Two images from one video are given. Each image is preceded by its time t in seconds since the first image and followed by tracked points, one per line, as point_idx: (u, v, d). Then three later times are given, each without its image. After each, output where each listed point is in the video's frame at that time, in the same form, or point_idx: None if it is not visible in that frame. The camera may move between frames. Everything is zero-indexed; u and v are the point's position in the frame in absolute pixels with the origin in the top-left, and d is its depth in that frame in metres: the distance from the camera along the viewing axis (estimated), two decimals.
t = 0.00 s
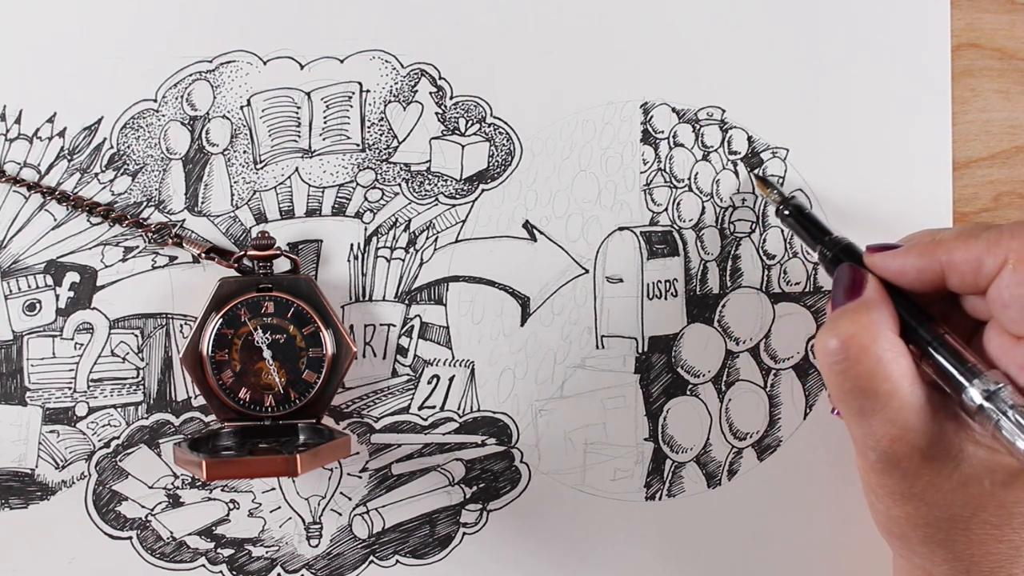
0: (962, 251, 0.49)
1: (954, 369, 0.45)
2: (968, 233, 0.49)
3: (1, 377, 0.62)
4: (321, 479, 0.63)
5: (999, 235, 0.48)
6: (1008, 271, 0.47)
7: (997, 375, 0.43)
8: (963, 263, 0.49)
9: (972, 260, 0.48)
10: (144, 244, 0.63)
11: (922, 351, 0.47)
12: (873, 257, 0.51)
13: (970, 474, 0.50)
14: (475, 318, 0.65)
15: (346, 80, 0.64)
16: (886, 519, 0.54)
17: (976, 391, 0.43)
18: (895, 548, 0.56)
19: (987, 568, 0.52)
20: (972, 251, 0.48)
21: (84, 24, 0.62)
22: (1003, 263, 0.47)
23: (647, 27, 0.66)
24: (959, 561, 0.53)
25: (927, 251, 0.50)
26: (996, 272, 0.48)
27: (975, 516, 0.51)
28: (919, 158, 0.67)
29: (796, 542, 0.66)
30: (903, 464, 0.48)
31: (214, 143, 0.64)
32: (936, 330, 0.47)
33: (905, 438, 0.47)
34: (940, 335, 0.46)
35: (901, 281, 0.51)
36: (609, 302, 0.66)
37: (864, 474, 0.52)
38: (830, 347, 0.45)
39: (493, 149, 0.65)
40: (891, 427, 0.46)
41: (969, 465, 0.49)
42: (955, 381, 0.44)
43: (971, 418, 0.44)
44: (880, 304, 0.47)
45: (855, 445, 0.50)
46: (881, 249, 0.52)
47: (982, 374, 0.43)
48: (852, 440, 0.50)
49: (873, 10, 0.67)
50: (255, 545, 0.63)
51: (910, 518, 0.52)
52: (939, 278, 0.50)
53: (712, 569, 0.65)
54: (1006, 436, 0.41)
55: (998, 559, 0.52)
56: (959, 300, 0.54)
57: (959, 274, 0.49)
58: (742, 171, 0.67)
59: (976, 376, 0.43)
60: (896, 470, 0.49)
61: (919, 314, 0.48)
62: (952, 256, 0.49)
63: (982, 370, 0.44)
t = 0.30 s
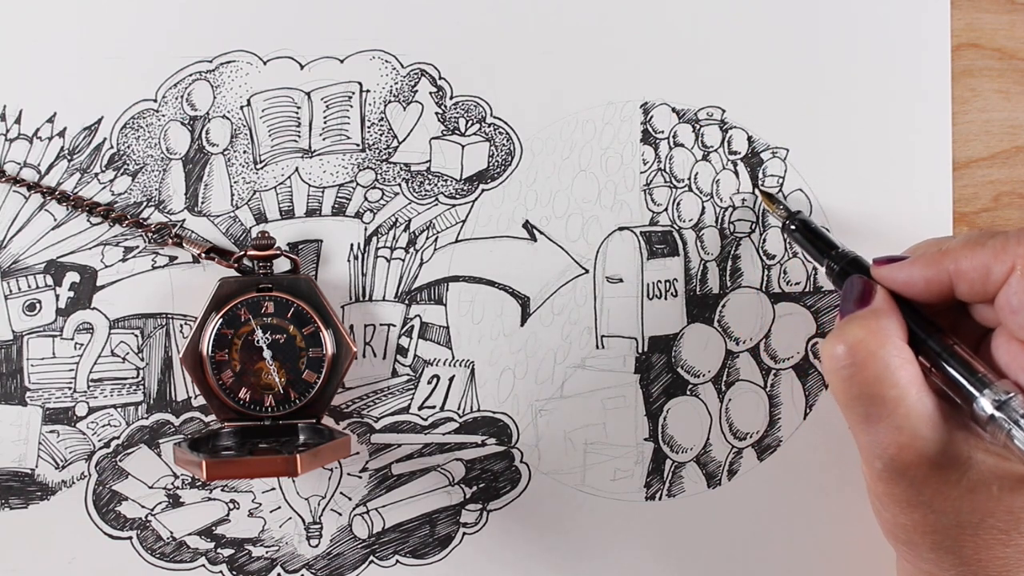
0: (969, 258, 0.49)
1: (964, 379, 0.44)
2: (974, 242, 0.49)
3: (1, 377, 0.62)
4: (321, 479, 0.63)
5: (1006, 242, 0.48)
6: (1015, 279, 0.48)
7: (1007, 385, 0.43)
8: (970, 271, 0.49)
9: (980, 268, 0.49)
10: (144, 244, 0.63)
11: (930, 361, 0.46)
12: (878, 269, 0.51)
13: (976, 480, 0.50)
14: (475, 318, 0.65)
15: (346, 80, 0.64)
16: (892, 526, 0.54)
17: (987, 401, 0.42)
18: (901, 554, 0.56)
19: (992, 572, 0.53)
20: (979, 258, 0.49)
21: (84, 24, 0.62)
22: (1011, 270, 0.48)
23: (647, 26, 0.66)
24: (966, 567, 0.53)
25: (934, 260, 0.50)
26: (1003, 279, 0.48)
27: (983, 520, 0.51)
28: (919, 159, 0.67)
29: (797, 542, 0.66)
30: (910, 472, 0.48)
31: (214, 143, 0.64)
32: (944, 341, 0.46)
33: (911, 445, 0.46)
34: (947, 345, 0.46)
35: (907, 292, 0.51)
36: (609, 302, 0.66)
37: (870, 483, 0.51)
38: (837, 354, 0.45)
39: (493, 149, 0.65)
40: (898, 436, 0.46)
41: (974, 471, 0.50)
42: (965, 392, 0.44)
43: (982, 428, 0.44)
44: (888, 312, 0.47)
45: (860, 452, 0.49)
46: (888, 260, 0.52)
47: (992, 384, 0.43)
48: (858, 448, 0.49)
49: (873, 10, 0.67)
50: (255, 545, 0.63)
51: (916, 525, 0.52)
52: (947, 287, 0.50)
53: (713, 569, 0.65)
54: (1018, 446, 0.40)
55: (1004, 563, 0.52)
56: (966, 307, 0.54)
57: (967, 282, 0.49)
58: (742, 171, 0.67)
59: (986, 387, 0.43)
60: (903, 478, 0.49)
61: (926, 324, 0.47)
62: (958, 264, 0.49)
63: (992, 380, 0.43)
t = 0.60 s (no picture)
0: (969, 284, 0.49)
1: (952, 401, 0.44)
2: (976, 267, 0.49)
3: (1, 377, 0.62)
4: (321, 479, 0.63)
5: (1008, 270, 0.47)
6: (1012, 309, 0.47)
7: (993, 410, 0.43)
8: (971, 297, 0.49)
9: (980, 294, 0.48)
10: (144, 244, 0.63)
11: (920, 383, 0.46)
12: (882, 289, 0.51)
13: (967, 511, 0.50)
14: (475, 318, 0.65)
15: (346, 80, 0.64)
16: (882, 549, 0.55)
17: (972, 425, 0.42)
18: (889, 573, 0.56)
19: None
20: (980, 285, 0.48)
21: (83, 24, 0.62)
22: (1011, 298, 0.47)
23: (647, 26, 0.66)
24: None
25: (934, 284, 0.50)
26: (1003, 308, 0.48)
27: (970, 552, 0.52)
28: (919, 159, 0.67)
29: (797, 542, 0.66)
30: (901, 497, 0.49)
31: (214, 143, 0.64)
32: (935, 362, 0.46)
33: (902, 471, 0.47)
34: (937, 366, 0.46)
35: (907, 313, 0.51)
36: (609, 302, 0.66)
37: (862, 504, 0.52)
38: (831, 380, 0.45)
39: (493, 149, 0.65)
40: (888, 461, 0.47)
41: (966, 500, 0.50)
42: (951, 415, 0.44)
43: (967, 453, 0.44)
44: (883, 337, 0.47)
45: (852, 475, 0.50)
46: (891, 280, 0.52)
47: (979, 409, 0.43)
48: (849, 470, 0.50)
49: (873, 11, 0.67)
50: (255, 545, 0.63)
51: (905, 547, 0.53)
52: (946, 311, 0.50)
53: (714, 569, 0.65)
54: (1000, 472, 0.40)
55: None
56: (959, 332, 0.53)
57: (967, 308, 0.49)
58: (742, 171, 0.67)
59: (973, 411, 0.43)
60: (893, 502, 0.49)
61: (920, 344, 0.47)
62: (959, 290, 0.49)
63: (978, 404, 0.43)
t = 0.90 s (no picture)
0: (977, 299, 0.49)
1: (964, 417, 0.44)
2: (984, 281, 0.49)
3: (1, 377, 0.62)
4: (321, 480, 0.63)
5: (1016, 283, 0.48)
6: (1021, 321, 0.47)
7: (1005, 426, 0.43)
8: (980, 311, 0.49)
9: (989, 308, 0.49)
10: (144, 244, 0.63)
11: (930, 401, 0.47)
12: (887, 310, 0.52)
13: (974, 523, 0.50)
14: (475, 318, 0.65)
15: (346, 80, 0.64)
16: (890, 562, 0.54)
17: (984, 442, 0.43)
18: None
19: None
20: (988, 299, 0.48)
21: (83, 24, 0.62)
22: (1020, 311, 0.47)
23: (647, 26, 0.66)
24: None
25: (942, 301, 0.50)
26: (1013, 322, 0.48)
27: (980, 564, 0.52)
28: (918, 159, 0.67)
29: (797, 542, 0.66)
30: (910, 512, 0.48)
31: (214, 143, 0.64)
32: (944, 381, 0.46)
33: (911, 485, 0.46)
34: (947, 385, 0.46)
35: (915, 331, 0.51)
36: (609, 302, 0.66)
37: (869, 520, 0.52)
38: (839, 393, 0.44)
39: (493, 149, 0.65)
40: (898, 476, 0.46)
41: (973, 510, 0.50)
42: (963, 432, 0.44)
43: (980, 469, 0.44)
44: (890, 351, 0.47)
45: (860, 491, 0.49)
46: (897, 301, 0.53)
47: (991, 425, 0.43)
48: (857, 486, 0.49)
49: (873, 11, 0.67)
50: (255, 545, 0.63)
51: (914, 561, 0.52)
52: (954, 327, 0.50)
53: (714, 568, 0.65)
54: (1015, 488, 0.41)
55: None
56: (967, 346, 0.54)
57: (976, 322, 0.49)
58: (742, 171, 0.67)
59: (985, 428, 0.43)
60: (902, 517, 0.49)
61: (930, 364, 0.47)
62: (967, 305, 0.49)
63: (990, 420, 0.43)
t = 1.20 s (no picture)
0: (973, 308, 0.49)
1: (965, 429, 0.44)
2: (979, 291, 0.49)
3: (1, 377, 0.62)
4: (321, 480, 0.63)
5: (1011, 291, 0.47)
6: (1018, 328, 0.47)
7: (1007, 436, 0.43)
8: (976, 320, 0.49)
9: (985, 317, 0.48)
10: (144, 244, 0.63)
11: (931, 412, 0.47)
12: (885, 322, 0.52)
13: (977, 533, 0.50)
14: (475, 318, 0.65)
15: (346, 80, 0.64)
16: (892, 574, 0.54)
17: (986, 453, 0.43)
18: None
19: None
20: (984, 308, 0.48)
21: (83, 24, 0.62)
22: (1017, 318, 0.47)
23: (647, 26, 0.66)
24: None
25: (939, 310, 0.50)
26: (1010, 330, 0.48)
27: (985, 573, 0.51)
28: (919, 159, 0.67)
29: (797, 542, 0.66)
30: (911, 524, 0.48)
31: (214, 143, 0.64)
32: (945, 392, 0.46)
33: (912, 496, 0.47)
34: (948, 396, 0.46)
35: (913, 342, 0.51)
36: (609, 301, 0.66)
37: (871, 533, 0.51)
38: (837, 404, 0.45)
39: (493, 149, 0.65)
40: (897, 488, 0.46)
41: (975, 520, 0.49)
42: (965, 443, 0.44)
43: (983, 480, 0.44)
44: (888, 363, 0.47)
45: (860, 504, 0.49)
46: (894, 313, 0.53)
47: (993, 436, 0.43)
48: (857, 499, 0.49)
49: (874, 11, 0.67)
50: (255, 545, 0.63)
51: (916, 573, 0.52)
52: (952, 337, 0.50)
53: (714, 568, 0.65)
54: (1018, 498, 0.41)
55: None
56: (967, 355, 0.54)
57: (973, 332, 0.49)
58: (742, 171, 0.67)
59: (987, 439, 0.43)
60: (904, 528, 0.49)
61: (929, 375, 0.47)
62: (964, 314, 0.49)
63: (991, 432, 0.43)
